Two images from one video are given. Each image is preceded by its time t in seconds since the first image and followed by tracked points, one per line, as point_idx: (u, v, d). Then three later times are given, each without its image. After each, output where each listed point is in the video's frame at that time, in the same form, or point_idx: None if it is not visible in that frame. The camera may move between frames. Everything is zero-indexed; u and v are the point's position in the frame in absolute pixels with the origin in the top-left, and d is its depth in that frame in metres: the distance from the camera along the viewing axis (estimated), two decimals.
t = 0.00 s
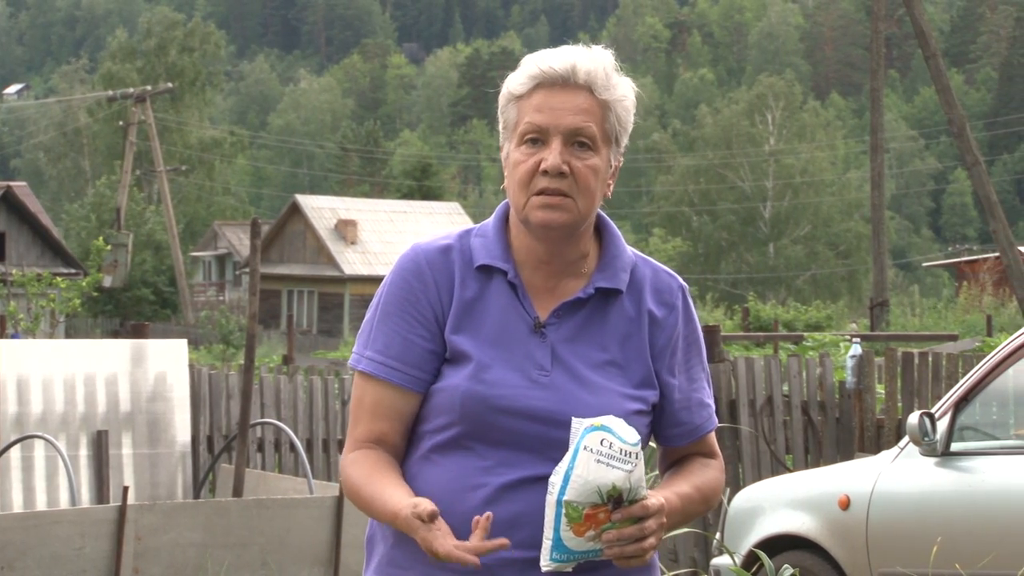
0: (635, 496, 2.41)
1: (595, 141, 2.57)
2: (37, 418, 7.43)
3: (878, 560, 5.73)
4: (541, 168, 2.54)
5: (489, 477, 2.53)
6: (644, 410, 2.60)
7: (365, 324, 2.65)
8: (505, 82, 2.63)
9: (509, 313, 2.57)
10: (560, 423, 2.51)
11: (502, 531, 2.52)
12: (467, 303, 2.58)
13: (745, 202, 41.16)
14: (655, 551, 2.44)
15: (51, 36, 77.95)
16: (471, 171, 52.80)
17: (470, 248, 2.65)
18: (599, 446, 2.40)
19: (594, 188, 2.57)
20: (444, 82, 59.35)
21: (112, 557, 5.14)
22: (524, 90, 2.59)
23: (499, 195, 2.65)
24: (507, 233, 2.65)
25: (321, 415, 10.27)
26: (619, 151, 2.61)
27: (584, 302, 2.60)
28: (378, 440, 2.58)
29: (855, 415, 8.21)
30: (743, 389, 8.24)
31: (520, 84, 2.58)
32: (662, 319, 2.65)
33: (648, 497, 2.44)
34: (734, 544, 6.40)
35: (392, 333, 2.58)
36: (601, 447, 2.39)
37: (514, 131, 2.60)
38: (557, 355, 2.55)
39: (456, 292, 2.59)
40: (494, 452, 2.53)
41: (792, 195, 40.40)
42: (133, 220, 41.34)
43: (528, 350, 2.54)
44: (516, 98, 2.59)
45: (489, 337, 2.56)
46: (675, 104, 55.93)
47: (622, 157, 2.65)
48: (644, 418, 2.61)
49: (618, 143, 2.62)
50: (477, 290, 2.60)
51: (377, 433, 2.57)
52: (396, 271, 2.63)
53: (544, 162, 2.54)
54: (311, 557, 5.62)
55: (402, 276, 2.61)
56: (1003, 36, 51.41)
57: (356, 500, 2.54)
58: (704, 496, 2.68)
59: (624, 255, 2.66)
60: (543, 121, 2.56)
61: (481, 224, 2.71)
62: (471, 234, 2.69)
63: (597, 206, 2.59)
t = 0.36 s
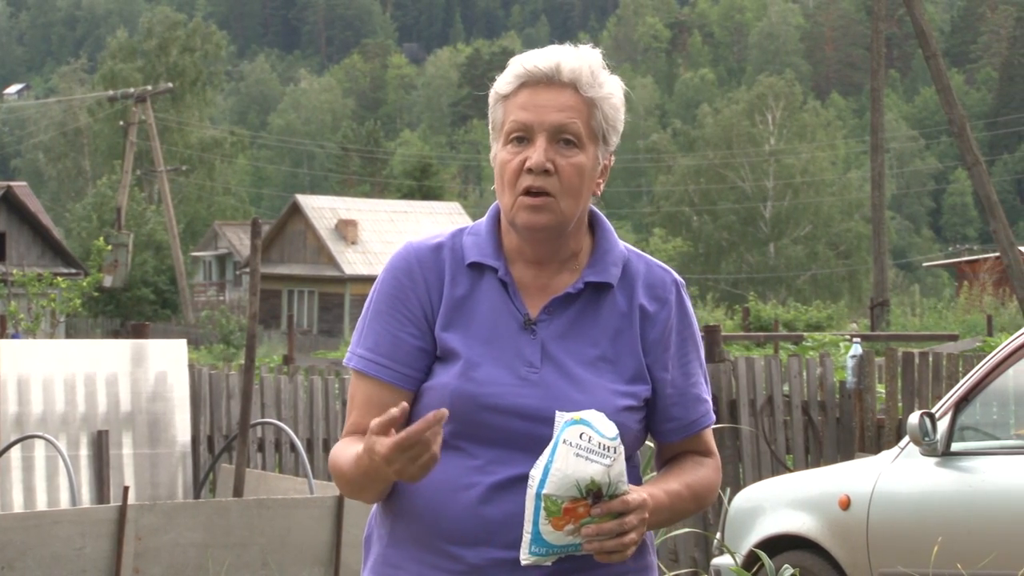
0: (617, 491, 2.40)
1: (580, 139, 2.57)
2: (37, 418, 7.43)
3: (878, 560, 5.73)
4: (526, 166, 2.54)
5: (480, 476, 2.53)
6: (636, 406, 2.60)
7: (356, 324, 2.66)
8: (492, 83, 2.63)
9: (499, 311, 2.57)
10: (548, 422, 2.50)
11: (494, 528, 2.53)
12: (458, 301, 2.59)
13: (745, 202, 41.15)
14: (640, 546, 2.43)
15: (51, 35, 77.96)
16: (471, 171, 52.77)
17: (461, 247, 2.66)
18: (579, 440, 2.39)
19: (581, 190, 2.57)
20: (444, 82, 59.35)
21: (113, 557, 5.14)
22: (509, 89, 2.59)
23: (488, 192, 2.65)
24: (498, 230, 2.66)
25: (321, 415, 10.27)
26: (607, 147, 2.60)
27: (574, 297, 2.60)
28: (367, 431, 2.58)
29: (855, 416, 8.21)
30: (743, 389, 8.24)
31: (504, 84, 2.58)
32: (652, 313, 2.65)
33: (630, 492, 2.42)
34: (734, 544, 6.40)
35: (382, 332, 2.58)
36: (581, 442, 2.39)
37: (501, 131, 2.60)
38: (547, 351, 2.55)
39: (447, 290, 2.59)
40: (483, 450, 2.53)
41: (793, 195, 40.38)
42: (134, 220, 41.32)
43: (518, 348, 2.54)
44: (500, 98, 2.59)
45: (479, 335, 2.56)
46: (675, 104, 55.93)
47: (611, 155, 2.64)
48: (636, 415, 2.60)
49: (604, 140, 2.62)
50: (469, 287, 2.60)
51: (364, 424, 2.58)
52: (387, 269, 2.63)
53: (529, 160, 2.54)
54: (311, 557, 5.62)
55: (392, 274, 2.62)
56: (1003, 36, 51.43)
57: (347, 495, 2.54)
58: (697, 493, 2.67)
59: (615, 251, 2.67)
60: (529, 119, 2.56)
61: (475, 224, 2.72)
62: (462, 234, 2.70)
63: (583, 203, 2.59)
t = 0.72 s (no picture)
0: (607, 497, 2.41)
1: (570, 156, 2.54)
2: (38, 417, 7.44)
3: (879, 559, 5.73)
4: (515, 184, 2.53)
5: (471, 477, 2.55)
6: (630, 411, 2.61)
7: (352, 322, 2.68)
8: (482, 93, 2.61)
9: (492, 317, 2.58)
10: (539, 427, 2.51)
11: (485, 530, 2.54)
12: (453, 303, 2.60)
13: (746, 201, 41.14)
14: (630, 550, 2.44)
15: (52, 35, 77.92)
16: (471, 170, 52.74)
17: (457, 245, 2.67)
18: (567, 445, 2.39)
19: (570, 208, 2.56)
20: (444, 82, 59.32)
21: (114, 556, 5.14)
22: (496, 105, 2.57)
23: (480, 194, 2.65)
24: (494, 235, 2.66)
25: (322, 414, 10.28)
26: (598, 157, 2.59)
27: (568, 303, 2.61)
28: (362, 430, 2.62)
29: (857, 415, 8.21)
30: (745, 389, 8.24)
31: (492, 100, 2.56)
32: (647, 319, 2.65)
33: (621, 498, 2.43)
34: (735, 543, 6.41)
35: (378, 337, 2.60)
36: (570, 446, 2.39)
37: (492, 144, 2.58)
38: (540, 358, 2.56)
39: (442, 290, 2.61)
40: (474, 453, 2.55)
41: (794, 195, 40.36)
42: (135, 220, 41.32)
43: (512, 354, 2.55)
44: (490, 111, 2.57)
45: (472, 340, 2.57)
46: (676, 104, 55.93)
47: (605, 162, 2.63)
48: (630, 418, 2.61)
49: (597, 149, 2.59)
50: (463, 290, 2.62)
51: (360, 423, 2.62)
52: (383, 270, 2.64)
53: (519, 176, 2.53)
54: (312, 557, 5.62)
55: (387, 277, 2.63)
56: (1004, 36, 51.45)
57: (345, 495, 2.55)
58: (694, 491, 2.68)
59: (612, 252, 2.67)
60: (514, 138, 2.53)
61: (470, 223, 2.73)
62: (460, 233, 2.70)
63: (574, 215, 2.58)
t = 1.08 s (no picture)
0: (601, 506, 2.41)
1: (570, 171, 2.53)
2: (39, 417, 7.44)
3: (879, 560, 5.73)
4: (514, 196, 2.53)
5: (467, 482, 2.56)
6: (624, 417, 2.61)
7: (351, 325, 2.69)
8: (482, 103, 2.60)
9: (488, 325, 2.59)
10: (534, 435, 2.52)
11: (481, 534, 2.55)
12: (449, 308, 2.61)
13: (747, 201, 41.14)
14: (624, 557, 2.45)
15: (53, 35, 77.95)
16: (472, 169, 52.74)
17: (454, 249, 2.67)
18: (564, 455, 2.38)
19: (570, 224, 2.56)
20: (445, 81, 59.33)
21: (115, 556, 5.14)
22: (498, 118, 2.55)
23: (479, 200, 2.65)
24: (491, 243, 2.66)
25: (323, 414, 10.28)
26: (597, 168, 2.58)
27: (564, 310, 2.61)
28: (359, 435, 2.64)
29: (857, 415, 8.20)
30: (745, 389, 8.25)
31: (492, 113, 2.55)
32: (643, 328, 2.65)
33: (616, 506, 2.44)
34: (735, 543, 6.40)
35: (375, 343, 2.60)
36: (565, 455, 2.38)
37: (492, 156, 2.57)
38: (535, 365, 2.57)
39: (440, 296, 2.61)
40: (470, 459, 2.56)
41: (794, 194, 40.34)
42: (136, 220, 41.33)
43: (509, 361, 2.56)
44: (491, 124, 2.56)
45: (470, 347, 2.58)
46: (677, 104, 55.94)
47: (604, 174, 2.62)
48: (624, 426, 2.61)
49: (596, 164, 2.58)
50: (461, 294, 2.62)
51: (358, 427, 2.64)
52: (381, 275, 2.64)
53: (517, 189, 2.53)
54: (312, 557, 5.62)
55: (383, 284, 2.63)
56: (1004, 36, 51.44)
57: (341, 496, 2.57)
58: (690, 496, 2.69)
59: (607, 258, 2.67)
60: (516, 154, 2.51)
61: (466, 226, 2.74)
62: (456, 238, 2.71)
63: (574, 227, 2.57)
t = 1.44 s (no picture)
0: (596, 506, 2.41)
1: (571, 168, 2.53)
2: (39, 417, 7.43)
3: (879, 561, 5.72)
4: (514, 193, 2.52)
5: (465, 484, 2.56)
6: (623, 417, 2.60)
7: (348, 323, 2.69)
8: (481, 99, 2.59)
9: (486, 323, 2.58)
10: (530, 437, 2.52)
11: (478, 538, 2.55)
12: (447, 308, 2.61)
13: (747, 201, 41.16)
14: (618, 556, 2.45)
15: (53, 36, 77.97)
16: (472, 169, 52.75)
17: (450, 252, 2.67)
18: (557, 456, 2.38)
19: (568, 221, 2.55)
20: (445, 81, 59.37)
21: (115, 556, 5.14)
22: (498, 113, 2.55)
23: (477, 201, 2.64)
24: (488, 243, 2.66)
25: (323, 414, 10.28)
26: (595, 167, 2.58)
27: (561, 310, 2.61)
28: (356, 436, 2.64)
29: (857, 415, 8.19)
30: (745, 389, 8.25)
31: (492, 108, 2.55)
32: (641, 325, 2.64)
33: (611, 507, 2.44)
34: (735, 543, 6.40)
35: (373, 342, 2.60)
36: (560, 455, 2.38)
37: (491, 153, 2.57)
38: (533, 366, 2.56)
39: (436, 297, 2.61)
40: (467, 461, 2.56)
41: (794, 194, 40.33)
42: (135, 220, 41.33)
43: (506, 362, 2.55)
44: (490, 120, 2.56)
45: (467, 348, 2.58)
46: (677, 104, 55.97)
47: (602, 172, 2.62)
48: (623, 426, 2.61)
49: (594, 162, 2.58)
50: (457, 295, 2.62)
51: (354, 430, 2.63)
52: (375, 276, 2.64)
53: (517, 186, 2.52)
54: (312, 557, 5.61)
55: (379, 283, 2.63)
56: (1004, 36, 51.47)
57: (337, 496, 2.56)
58: (686, 497, 2.68)
59: (605, 258, 2.66)
60: (514, 154, 2.51)
61: (464, 227, 2.73)
62: (453, 239, 2.70)
63: (572, 225, 2.57)
